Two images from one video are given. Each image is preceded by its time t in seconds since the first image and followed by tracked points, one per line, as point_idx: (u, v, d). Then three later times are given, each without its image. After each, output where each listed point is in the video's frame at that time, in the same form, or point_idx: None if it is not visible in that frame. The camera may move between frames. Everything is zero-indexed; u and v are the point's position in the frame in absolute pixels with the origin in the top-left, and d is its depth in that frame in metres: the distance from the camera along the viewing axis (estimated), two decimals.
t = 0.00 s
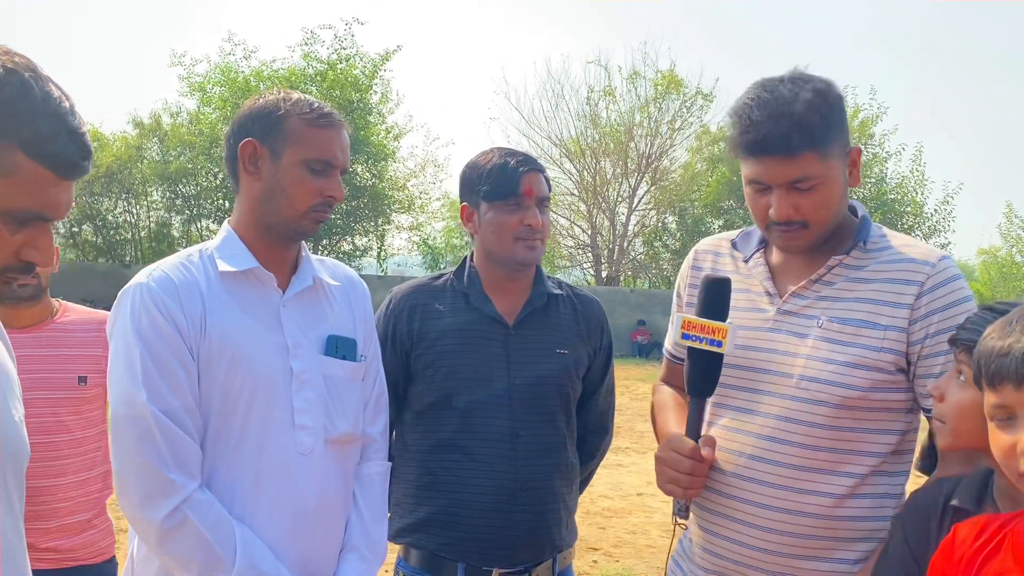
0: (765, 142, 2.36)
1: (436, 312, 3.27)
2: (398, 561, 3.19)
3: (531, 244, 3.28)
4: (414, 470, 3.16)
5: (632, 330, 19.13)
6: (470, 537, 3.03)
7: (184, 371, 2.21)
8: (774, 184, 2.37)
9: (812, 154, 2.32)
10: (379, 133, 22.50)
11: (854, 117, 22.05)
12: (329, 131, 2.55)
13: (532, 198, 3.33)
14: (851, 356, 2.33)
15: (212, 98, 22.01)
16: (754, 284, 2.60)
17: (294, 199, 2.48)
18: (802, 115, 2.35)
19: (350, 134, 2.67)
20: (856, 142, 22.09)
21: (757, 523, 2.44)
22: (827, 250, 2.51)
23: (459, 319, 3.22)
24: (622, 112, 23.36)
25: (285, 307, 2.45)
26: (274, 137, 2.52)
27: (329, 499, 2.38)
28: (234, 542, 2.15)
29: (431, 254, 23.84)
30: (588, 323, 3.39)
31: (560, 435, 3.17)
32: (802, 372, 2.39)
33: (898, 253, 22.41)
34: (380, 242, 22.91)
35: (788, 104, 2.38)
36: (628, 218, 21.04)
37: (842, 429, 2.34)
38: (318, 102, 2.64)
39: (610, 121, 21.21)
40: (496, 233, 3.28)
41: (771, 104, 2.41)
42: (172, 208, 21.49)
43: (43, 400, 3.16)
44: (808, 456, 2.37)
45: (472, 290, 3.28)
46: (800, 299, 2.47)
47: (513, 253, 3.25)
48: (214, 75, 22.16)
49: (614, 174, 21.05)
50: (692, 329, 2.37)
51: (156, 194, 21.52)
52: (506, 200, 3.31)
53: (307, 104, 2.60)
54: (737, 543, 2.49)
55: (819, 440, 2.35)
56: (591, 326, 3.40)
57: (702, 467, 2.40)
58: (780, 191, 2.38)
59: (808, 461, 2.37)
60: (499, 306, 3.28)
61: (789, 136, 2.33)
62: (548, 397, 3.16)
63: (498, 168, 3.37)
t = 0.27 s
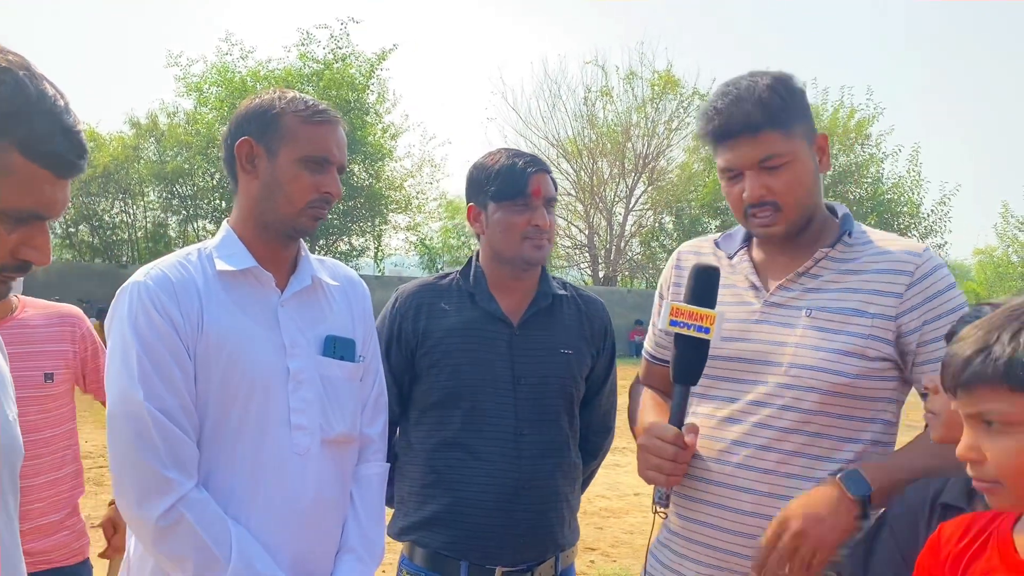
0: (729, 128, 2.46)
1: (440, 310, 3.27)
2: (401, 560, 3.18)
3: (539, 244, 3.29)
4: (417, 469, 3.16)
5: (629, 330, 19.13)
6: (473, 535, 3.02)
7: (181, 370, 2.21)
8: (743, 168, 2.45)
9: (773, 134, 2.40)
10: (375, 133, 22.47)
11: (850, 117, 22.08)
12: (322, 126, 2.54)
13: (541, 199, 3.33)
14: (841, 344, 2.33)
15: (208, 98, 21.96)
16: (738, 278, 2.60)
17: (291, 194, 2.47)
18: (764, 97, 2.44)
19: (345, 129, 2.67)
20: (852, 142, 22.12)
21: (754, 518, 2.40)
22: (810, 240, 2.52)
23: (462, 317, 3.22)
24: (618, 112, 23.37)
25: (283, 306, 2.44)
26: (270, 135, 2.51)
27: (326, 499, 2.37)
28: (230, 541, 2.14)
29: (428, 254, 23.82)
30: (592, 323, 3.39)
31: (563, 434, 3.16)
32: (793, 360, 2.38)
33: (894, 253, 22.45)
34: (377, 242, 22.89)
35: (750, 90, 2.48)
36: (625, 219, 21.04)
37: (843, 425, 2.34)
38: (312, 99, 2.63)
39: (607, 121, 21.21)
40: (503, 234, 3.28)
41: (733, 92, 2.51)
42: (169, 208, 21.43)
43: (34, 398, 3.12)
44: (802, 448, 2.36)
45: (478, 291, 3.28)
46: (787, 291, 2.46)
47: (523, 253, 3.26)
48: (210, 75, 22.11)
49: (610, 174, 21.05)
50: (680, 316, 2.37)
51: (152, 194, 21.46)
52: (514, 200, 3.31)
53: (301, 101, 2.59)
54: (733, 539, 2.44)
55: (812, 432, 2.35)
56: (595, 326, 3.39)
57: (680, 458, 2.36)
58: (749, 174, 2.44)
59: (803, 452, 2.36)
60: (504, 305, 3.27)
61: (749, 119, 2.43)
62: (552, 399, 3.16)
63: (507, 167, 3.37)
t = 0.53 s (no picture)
0: (708, 118, 2.52)
1: (440, 312, 3.28)
2: (403, 559, 3.18)
3: (536, 246, 3.26)
4: (418, 468, 3.16)
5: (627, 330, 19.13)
6: (474, 534, 3.02)
7: (176, 370, 2.21)
8: (720, 158, 2.49)
9: (750, 125, 2.47)
10: (372, 133, 22.47)
11: (847, 117, 22.11)
12: (309, 124, 2.54)
13: (537, 203, 3.32)
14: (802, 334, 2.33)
15: (204, 99, 21.97)
16: (710, 276, 2.64)
17: (282, 196, 2.47)
18: (739, 92, 2.50)
19: (336, 129, 2.67)
20: (849, 142, 22.16)
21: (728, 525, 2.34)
22: (780, 236, 2.54)
23: (462, 318, 3.24)
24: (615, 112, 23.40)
25: (281, 307, 2.45)
26: (260, 138, 2.52)
27: (323, 500, 2.37)
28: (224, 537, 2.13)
29: (426, 254, 23.80)
30: (593, 324, 3.39)
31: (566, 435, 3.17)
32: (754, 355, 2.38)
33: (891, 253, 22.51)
34: (374, 242, 22.89)
35: (726, 85, 2.54)
36: (622, 219, 21.05)
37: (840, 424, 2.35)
38: (303, 100, 2.64)
39: (604, 121, 21.23)
40: (501, 239, 3.28)
41: (711, 88, 2.58)
42: (166, 209, 21.38)
43: (33, 398, 3.13)
44: (786, 456, 2.31)
45: (479, 293, 3.30)
46: (753, 288, 2.49)
47: (519, 256, 3.25)
48: (207, 75, 22.09)
49: (608, 174, 21.06)
50: (652, 311, 2.38)
51: (150, 195, 21.42)
52: (509, 205, 3.30)
53: (291, 102, 2.61)
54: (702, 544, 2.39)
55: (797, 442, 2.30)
56: (596, 327, 3.39)
57: (723, 348, 2.04)
58: (725, 163, 2.49)
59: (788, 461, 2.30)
60: (505, 307, 3.29)
61: (727, 109, 2.49)
62: (553, 403, 3.16)
63: (500, 173, 3.37)
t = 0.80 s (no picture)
0: (676, 119, 2.58)
1: (439, 313, 3.31)
2: (403, 559, 3.18)
3: (520, 249, 3.26)
4: (417, 468, 3.16)
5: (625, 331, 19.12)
6: (474, 533, 3.02)
7: (171, 366, 2.20)
8: (687, 155, 2.54)
9: (713, 121, 2.52)
10: (370, 133, 22.46)
11: (844, 116, 22.13)
12: (286, 124, 2.50)
13: (514, 206, 3.30)
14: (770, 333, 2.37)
15: (202, 100, 21.97)
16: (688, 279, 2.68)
17: (259, 199, 2.46)
18: (703, 93, 2.56)
19: (313, 121, 2.60)
20: (846, 142, 22.17)
21: (708, 522, 2.34)
22: (751, 234, 2.57)
23: (459, 319, 3.25)
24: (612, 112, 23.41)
25: (279, 306, 2.44)
26: (234, 144, 2.52)
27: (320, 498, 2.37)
28: (222, 522, 2.12)
29: (424, 255, 23.78)
30: (592, 324, 3.38)
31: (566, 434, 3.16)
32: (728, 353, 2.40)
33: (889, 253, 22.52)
34: (373, 243, 22.87)
35: (687, 90, 2.61)
36: (620, 219, 21.06)
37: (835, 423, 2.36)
38: (276, 95, 2.59)
39: (601, 122, 21.24)
40: (483, 243, 3.29)
41: (677, 90, 2.64)
42: (163, 210, 21.33)
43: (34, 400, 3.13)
44: (766, 454, 2.30)
45: (477, 292, 3.32)
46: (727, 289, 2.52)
47: (505, 260, 3.25)
48: (204, 76, 22.07)
49: (605, 174, 21.06)
50: (626, 312, 2.39)
51: (147, 195, 21.38)
52: (489, 211, 3.31)
53: (261, 101, 2.57)
54: (682, 540, 2.39)
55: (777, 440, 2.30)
56: (595, 328, 3.37)
57: (694, 309, 2.06)
58: (692, 159, 2.53)
59: (768, 458, 2.30)
60: (502, 307, 3.30)
61: (691, 107, 2.55)
62: (551, 402, 3.15)
63: (477, 180, 3.37)
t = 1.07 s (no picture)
0: (668, 120, 2.63)
1: (432, 314, 3.38)
2: (399, 560, 3.25)
3: (511, 252, 3.32)
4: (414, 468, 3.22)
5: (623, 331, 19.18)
6: (469, 533, 3.08)
7: (170, 368, 2.25)
8: (677, 155, 2.60)
9: (703, 123, 2.58)
10: (368, 134, 22.52)
11: (842, 117, 22.18)
12: (274, 120, 2.55)
13: (509, 208, 3.35)
14: (756, 327, 2.42)
15: (201, 100, 22.02)
16: (679, 281, 2.74)
17: (255, 200, 2.50)
18: (696, 95, 2.62)
19: (297, 117, 2.64)
20: (844, 142, 22.22)
21: (696, 517, 2.40)
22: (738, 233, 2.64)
23: (453, 320, 3.32)
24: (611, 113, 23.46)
25: (280, 308, 2.50)
26: (225, 148, 2.57)
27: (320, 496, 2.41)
28: (223, 515, 2.15)
29: (422, 256, 23.82)
30: (585, 323, 3.44)
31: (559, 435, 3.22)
32: (718, 349, 2.45)
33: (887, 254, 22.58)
34: (371, 244, 22.92)
35: (682, 92, 2.66)
36: (618, 219, 21.11)
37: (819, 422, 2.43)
38: (262, 97, 2.65)
39: (600, 122, 21.28)
40: (476, 243, 3.36)
41: (670, 93, 2.70)
42: (162, 211, 21.32)
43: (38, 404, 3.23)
44: (754, 449, 2.36)
45: (470, 295, 3.37)
46: (715, 288, 2.58)
47: (495, 263, 3.31)
48: (203, 77, 22.13)
49: (603, 175, 21.11)
50: (618, 309, 2.48)
51: (146, 196, 21.42)
52: (482, 210, 3.37)
53: (245, 105, 2.63)
54: (670, 534, 2.44)
55: (766, 436, 2.36)
56: (586, 325, 3.45)
57: (773, 213, 1.95)
58: (682, 159, 2.59)
59: (756, 454, 2.36)
60: (496, 309, 3.36)
61: (683, 109, 2.60)
62: (545, 402, 3.20)
63: (473, 179, 3.42)
